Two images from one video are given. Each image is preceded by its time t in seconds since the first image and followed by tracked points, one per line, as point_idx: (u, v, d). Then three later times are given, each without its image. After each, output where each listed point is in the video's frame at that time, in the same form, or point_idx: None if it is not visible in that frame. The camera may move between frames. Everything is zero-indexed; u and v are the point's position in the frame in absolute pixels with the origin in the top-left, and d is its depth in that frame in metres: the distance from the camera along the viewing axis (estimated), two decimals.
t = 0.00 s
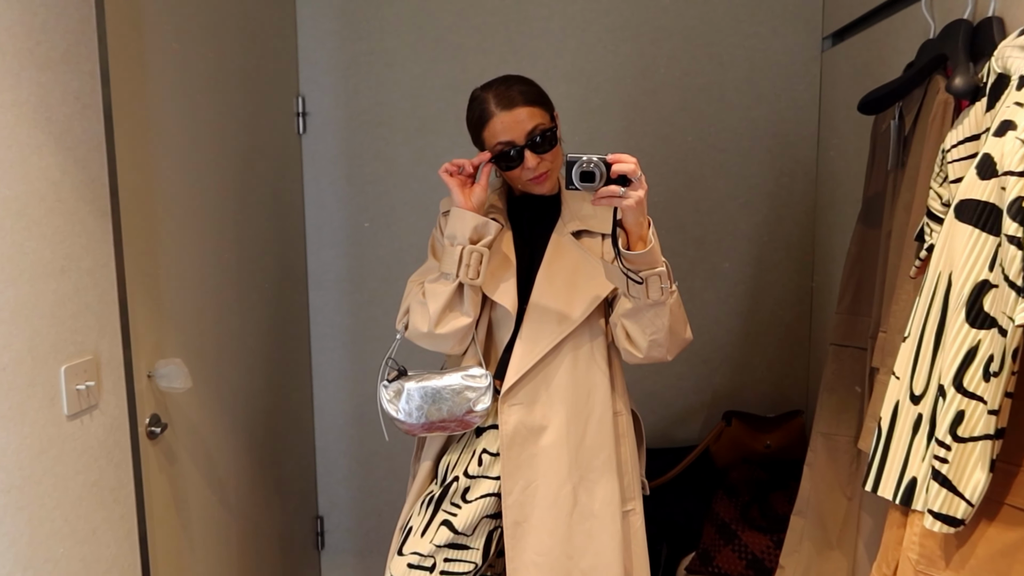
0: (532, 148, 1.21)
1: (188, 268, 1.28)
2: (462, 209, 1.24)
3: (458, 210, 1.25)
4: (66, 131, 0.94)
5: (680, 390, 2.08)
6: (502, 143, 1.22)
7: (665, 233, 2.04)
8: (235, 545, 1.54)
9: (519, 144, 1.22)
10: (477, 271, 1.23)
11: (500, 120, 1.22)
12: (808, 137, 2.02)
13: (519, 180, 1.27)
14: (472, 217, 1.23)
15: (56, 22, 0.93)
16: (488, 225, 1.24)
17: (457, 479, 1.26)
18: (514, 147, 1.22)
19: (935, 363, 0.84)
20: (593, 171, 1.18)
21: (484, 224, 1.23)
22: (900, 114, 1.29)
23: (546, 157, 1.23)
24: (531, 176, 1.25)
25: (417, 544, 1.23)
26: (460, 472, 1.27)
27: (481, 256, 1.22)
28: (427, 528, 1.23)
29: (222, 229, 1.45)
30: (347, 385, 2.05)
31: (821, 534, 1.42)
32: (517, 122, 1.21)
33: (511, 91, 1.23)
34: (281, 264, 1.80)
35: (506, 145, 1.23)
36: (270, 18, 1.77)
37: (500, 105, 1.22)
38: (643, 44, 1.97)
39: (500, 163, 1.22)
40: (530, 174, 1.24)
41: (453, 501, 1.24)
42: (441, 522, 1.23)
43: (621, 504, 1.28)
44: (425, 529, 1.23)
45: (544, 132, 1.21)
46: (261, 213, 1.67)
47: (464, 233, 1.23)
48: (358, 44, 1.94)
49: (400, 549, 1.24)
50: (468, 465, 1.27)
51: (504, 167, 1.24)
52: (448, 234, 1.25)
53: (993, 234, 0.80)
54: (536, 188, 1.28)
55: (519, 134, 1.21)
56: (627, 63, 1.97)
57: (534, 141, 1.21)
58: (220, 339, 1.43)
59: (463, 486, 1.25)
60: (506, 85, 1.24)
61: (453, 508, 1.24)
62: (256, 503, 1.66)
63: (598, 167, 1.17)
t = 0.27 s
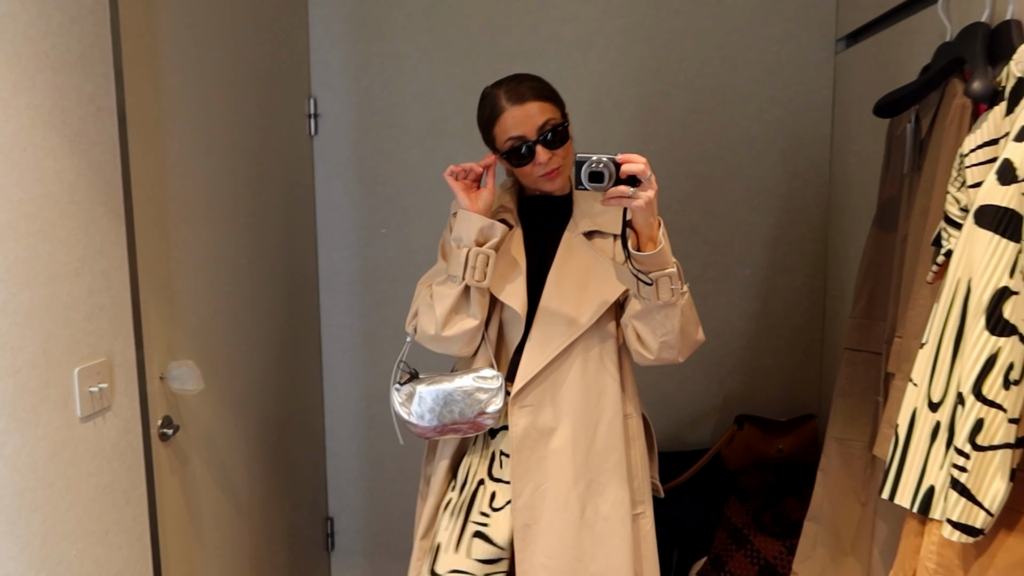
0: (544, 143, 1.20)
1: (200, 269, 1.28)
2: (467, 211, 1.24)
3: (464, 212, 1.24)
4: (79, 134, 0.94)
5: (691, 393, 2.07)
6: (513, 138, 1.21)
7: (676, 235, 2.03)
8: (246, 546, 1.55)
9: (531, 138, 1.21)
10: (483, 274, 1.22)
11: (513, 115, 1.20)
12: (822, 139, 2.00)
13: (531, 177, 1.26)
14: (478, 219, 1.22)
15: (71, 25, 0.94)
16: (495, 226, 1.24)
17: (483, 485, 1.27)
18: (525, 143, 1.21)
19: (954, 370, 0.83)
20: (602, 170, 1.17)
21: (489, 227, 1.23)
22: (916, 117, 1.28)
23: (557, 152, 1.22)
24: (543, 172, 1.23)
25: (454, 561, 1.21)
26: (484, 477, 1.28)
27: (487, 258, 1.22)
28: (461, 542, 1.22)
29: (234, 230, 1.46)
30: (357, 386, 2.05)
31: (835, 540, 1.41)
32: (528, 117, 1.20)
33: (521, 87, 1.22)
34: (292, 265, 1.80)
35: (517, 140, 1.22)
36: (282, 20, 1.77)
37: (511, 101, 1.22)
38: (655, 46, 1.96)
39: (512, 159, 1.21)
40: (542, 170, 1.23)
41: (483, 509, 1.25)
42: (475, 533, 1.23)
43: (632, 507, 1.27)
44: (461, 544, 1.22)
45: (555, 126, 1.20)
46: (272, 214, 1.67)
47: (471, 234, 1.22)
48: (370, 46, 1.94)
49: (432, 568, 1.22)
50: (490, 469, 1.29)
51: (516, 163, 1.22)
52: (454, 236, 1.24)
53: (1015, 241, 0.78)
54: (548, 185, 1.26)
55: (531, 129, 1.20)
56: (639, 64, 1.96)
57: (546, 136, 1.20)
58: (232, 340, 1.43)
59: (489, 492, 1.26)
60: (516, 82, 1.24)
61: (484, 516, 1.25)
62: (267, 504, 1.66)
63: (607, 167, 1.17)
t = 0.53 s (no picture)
0: (563, 128, 1.15)
1: (213, 266, 1.27)
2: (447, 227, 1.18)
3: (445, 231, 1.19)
4: (91, 130, 0.92)
5: (710, 393, 2.03)
6: (532, 123, 1.17)
7: (696, 232, 1.99)
8: (261, 545, 1.54)
9: (551, 122, 1.16)
10: (467, 293, 1.18)
11: (530, 98, 1.16)
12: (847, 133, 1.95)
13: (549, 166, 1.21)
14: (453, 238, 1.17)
15: (82, 19, 0.92)
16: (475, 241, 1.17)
17: (510, 491, 1.25)
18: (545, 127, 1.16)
19: (995, 376, 0.79)
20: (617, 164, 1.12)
21: (467, 244, 1.16)
22: (949, 112, 1.23)
23: (578, 138, 1.18)
24: (563, 159, 1.18)
25: None
26: (509, 483, 1.26)
27: (467, 277, 1.17)
28: (502, 557, 1.21)
29: (248, 227, 1.44)
30: (372, 384, 2.03)
31: (861, 547, 1.37)
32: (548, 100, 1.16)
33: (538, 72, 1.18)
34: (306, 262, 1.79)
35: (536, 125, 1.17)
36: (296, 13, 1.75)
37: (529, 85, 1.17)
38: (676, 38, 1.92)
39: (530, 145, 1.16)
40: (562, 157, 1.18)
41: (516, 518, 1.23)
42: (513, 544, 1.22)
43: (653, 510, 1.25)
44: (501, 559, 1.21)
45: (576, 109, 1.15)
46: (286, 210, 1.66)
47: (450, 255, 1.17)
48: (385, 39, 1.92)
49: None
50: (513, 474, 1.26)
51: (534, 150, 1.18)
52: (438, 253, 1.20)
53: None
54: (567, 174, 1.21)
55: (550, 113, 1.15)
56: (659, 57, 1.92)
57: (566, 121, 1.15)
58: (246, 338, 1.42)
59: (518, 498, 1.25)
60: (533, 67, 1.20)
61: (518, 525, 1.23)
62: (281, 503, 1.65)
63: (622, 160, 1.12)
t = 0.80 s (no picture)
0: (581, 109, 1.02)
1: (216, 258, 1.20)
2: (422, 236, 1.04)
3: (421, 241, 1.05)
4: (82, 113, 0.86)
5: (735, 392, 1.95)
6: (545, 103, 1.03)
7: (721, 224, 1.90)
8: (268, 547, 1.49)
9: (568, 103, 1.02)
10: (442, 310, 1.04)
11: (545, 75, 1.02)
12: (883, 120, 1.85)
13: (563, 153, 1.07)
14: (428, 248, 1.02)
15: None
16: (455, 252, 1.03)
17: (520, 527, 1.12)
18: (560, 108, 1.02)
19: None
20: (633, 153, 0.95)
21: (439, 256, 1.02)
22: (1005, 96, 1.13)
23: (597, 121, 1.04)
24: (580, 145, 1.05)
25: None
26: (520, 517, 1.12)
27: (441, 293, 1.03)
28: None
29: (254, 218, 1.38)
30: (384, 379, 1.98)
31: (901, 561, 1.28)
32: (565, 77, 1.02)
33: (554, 44, 1.05)
34: (315, 253, 1.73)
35: (550, 106, 1.03)
36: None
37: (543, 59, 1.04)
38: (702, 20, 1.82)
39: (544, 129, 1.03)
40: (579, 143, 1.04)
41: (529, 556, 1.11)
42: None
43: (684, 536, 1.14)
44: None
45: (596, 88, 1.02)
46: (293, 200, 1.59)
47: (425, 267, 1.03)
48: (397, 22, 1.84)
49: None
50: (522, 507, 1.13)
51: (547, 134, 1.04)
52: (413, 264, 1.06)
53: None
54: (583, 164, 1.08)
55: (567, 92, 1.02)
56: (684, 40, 1.83)
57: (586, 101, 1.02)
58: (251, 334, 1.36)
59: (531, 533, 1.12)
60: (546, 39, 1.06)
61: (531, 564, 1.11)
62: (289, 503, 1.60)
63: (640, 148, 0.95)
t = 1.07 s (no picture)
0: (584, 71, 0.84)
1: (194, 252, 1.10)
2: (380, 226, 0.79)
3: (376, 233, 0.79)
4: (38, 91, 0.77)
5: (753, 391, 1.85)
6: (539, 62, 0.85)
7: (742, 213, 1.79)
8: (259, 554, 1.41)
9: (569, 64, 0.84)
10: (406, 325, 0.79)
11: (542, 26, 0.84)
12: (919, 102, 1.72)
13: (559, 127, 0.89)
14: (391, 243, 0.77)
15: None
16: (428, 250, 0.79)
17: None
18: (560, 70, 0.84)
19: None
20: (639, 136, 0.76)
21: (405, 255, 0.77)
22: None
23: (602, 88, 0.86)
24: (580, 117, 0.87)
25: None
26: None
27: (406, 303, 0.79)
28: None
29: (243, 207, 1.28)
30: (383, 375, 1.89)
31: None
32: (569, 29, 0.84)
33: None
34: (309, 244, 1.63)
35: (547, 65, 0.85)
36: None
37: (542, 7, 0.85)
38: None
39: (537, 94, 0.85)
40: (580, 116, 0.86)
41: None
42: None
43: None
44: None
45: (604, 47, 0.84)
46: (285, 186, 1.49)
47: (384, 267, 0.78)
48: None
49: None
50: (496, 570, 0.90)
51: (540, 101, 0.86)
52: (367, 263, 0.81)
53: None
54: (581, 142, 0.89)
55: (569, 48, 0.84)
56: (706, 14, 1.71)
57: (589, 61, 0.84)
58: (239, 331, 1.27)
59: None
60: None
61: None
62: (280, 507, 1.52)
63: (648, 129, 0.76)
